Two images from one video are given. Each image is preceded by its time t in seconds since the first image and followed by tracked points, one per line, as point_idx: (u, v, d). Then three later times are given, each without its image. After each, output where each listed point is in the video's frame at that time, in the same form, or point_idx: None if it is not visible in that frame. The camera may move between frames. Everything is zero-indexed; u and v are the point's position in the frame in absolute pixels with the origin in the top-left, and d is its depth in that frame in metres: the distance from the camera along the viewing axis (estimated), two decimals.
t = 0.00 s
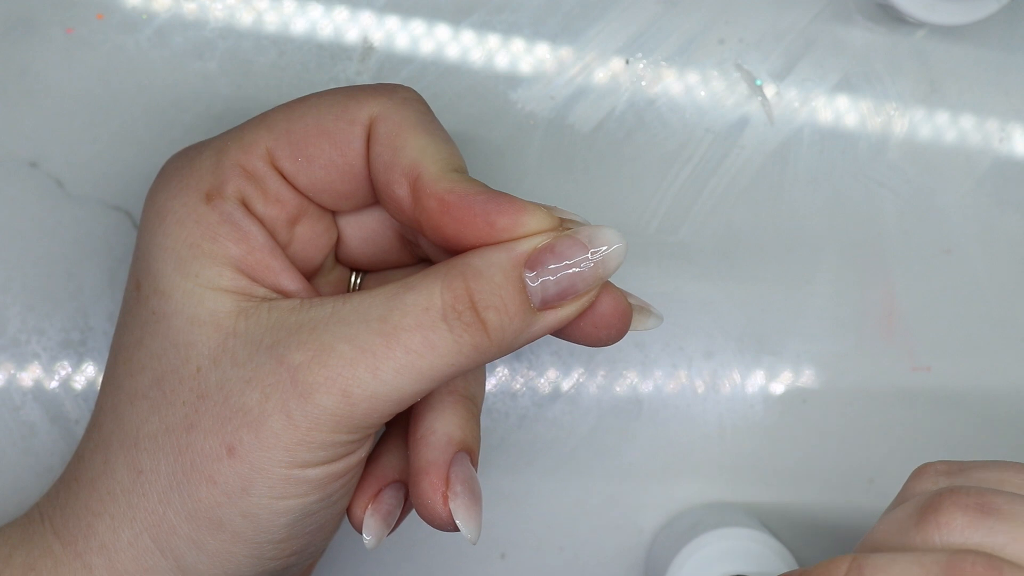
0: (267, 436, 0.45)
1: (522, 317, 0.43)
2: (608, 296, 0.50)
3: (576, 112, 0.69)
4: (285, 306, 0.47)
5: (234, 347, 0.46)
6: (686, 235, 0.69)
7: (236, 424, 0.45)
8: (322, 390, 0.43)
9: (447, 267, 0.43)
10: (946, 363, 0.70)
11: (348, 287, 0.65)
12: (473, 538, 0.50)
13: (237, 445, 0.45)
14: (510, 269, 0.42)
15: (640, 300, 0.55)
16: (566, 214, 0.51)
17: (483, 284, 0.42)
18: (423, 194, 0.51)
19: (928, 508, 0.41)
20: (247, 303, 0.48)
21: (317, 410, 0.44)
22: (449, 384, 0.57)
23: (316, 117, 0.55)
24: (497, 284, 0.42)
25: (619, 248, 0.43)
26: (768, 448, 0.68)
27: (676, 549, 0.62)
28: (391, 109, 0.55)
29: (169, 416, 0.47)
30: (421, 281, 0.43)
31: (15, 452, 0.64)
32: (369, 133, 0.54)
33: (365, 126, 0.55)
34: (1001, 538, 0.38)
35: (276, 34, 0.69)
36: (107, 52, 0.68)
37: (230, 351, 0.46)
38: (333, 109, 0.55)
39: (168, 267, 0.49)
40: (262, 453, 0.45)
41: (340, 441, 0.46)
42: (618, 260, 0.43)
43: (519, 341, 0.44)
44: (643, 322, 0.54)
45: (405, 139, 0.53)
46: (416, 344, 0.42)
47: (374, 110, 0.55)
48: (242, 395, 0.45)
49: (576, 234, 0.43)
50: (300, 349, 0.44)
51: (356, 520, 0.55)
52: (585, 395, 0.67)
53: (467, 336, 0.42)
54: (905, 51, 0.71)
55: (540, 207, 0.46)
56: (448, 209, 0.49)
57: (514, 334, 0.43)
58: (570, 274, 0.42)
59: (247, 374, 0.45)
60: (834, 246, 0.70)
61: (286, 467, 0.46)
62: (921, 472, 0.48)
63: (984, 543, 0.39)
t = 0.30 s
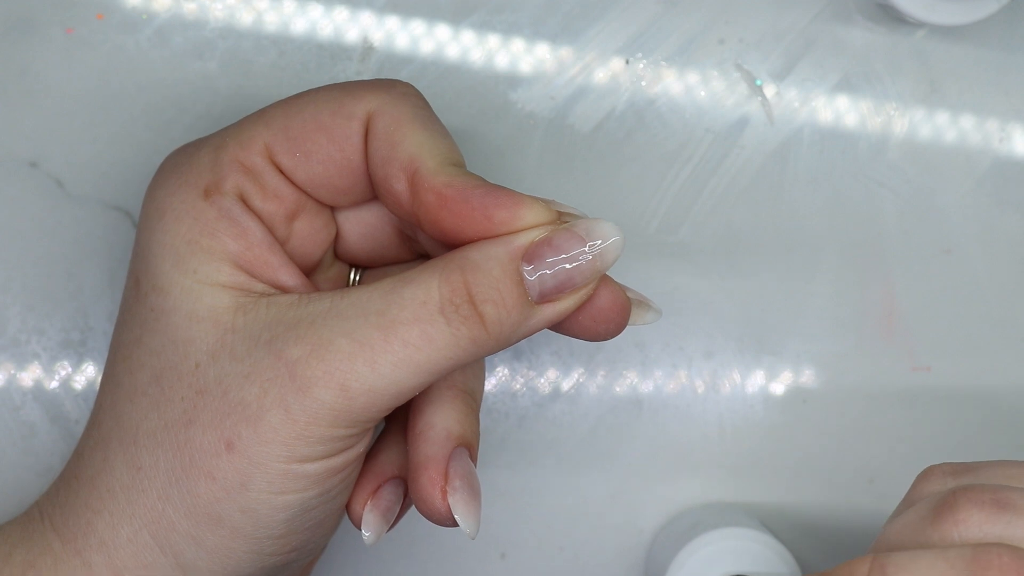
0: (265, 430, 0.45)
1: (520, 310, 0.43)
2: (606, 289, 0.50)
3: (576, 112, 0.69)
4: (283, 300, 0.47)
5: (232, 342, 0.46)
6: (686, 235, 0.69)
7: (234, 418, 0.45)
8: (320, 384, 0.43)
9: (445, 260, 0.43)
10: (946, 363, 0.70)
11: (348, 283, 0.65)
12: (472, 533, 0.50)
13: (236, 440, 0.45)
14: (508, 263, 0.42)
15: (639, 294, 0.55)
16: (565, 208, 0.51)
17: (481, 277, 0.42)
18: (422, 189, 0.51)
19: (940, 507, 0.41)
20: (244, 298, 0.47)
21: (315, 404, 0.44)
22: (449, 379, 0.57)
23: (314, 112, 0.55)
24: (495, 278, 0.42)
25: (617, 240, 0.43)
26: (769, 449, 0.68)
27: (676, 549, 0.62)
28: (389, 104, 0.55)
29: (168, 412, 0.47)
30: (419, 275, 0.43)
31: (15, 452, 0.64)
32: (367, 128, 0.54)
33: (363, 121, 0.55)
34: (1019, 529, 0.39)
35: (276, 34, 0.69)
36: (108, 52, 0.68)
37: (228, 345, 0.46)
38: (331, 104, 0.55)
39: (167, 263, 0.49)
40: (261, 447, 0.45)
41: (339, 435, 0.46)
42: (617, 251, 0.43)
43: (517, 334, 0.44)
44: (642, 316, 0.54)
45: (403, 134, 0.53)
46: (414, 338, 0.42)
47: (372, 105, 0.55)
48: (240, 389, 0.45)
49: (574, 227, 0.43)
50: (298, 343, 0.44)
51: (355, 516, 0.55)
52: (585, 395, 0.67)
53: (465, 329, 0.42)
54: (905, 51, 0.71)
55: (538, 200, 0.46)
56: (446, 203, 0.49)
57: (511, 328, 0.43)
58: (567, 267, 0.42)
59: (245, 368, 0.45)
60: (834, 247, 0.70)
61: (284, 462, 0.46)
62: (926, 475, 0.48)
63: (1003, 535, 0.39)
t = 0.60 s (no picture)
0: (264, 427, 0.45)
1: (519, 308, 0.43)
2: (605, 287, 0.50)
3: (576, 113, 0.69)
4: (282, 298, 0.47)
5: (232, 339, 0.46)
6: (686, 235, 0.69)
7: (233, 416, 0.45)
8: (319, 381, 0.43)
9: (444, 258, 0.42)
10: (947, 363, 0.70)
11: (348, 281, 0.65)
12: (472, 530, 0.50)
13: (234, 437, 0.45)
14: (507, 260, 0.42)
15: (638, 292, 0.55)
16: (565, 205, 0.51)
17: (480, 274, 0.42)
18: (422, 186, 0.51)
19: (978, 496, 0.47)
20: (244, 295, 0.48)
21: (313, 402, 0.44)
22: (449, 377, 0.57)
23: (313, 111, 0.55)
24: (494, 275, 0.42)
25: (617, 237, 0.43)
26: (769, 449, 0.68)
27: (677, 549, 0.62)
28: (389, 103, 0.55)
29: (167, 410, 0.47)
30: (418, 272, 0.43)
31: (15, 452, 0.64)
32: (367, 126, 0.54)
33: (363, 119, 0.55)
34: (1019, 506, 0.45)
35: (276, 33, 0.69)
36: (107, 52, 0.68)
37: (227, 343, 0.46)
38: (331, 102, 0.55)
39: (167, 261, 0.49)
40: (260, 445, 0.45)
41: (338, 433, 0.46)
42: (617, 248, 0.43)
43: (516, 332, 0.44)
44: (641, 315, 0.54)
45: (403, 131, 0.53)
46: (413, 335, 0.42)
47: (372, 103, 0.55)
48: (239, 387, 0.45)
49: (574, 225, 0.42)
50: (297, 341, 0.44)
51: (354, 514, 0.55)
52: (585, 395, 0.67)
53: (464, 326, 0.42)
54: (905, 51, 0.71)
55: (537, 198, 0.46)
56: (446, 201, 0.49)
57: (511, 325, 0.43)
58: (567, 265, 0.42)
59: (244, 366, 0.45)
60: (834, 247, 0.70)
61: (283, 459, 0.46)
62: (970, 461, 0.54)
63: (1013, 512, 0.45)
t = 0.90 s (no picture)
0: (264, 428, 0.45)
1: (519, 309, 0.43)
2: (603, 288, 0.50)
3: (576, 112, 0.69)
4: (281, 298, 0.47)
5: (232, 340, 0.46)
6: (686, 235, 0.69)
7: (233, 416, 0.45)
8: (318, 382, 0.43)
9: (444, 259, 0.42)
10: (947, 363, 0.70)
11: (347, 281, 0.65)
12: (470, 530, 0.50)
13: (234, 437, 0.45)
14: (507, 261, 0.42)
15: (638, 293, 0.55)
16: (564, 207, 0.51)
17: (480, 275, 0.42)
18: (422, 187, 0.51)
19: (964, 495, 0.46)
20: (243, 296, 0.47)
21: (313, 402, 0.44)
22: (449, 378, 0.57)
23: (313, 111, 0.55)
24: (494, 276, 0.42)
25: (617, 239, 0.43)
26: (769, 448, 0.68)
27: (676, 549, 0.62)
28: (389, 103, 0.55)
29: (167, 410, 0.47)
30: (418, 273, 0.43)
31: (15, 452, 0.64)
32: (367, 127, 0.55)
33: (363, 119, 0.55)
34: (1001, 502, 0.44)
35: (276, 33, 0.69)
36: (107, 52, 0.68)
37: (227, 343, 0.46)
38: (330, 102, 0.55)
39: (167, 262, 0.49)
40: (259, 445, 0.45)
41: (337, 433, 0.46)
42: (617, 250, 0.42)
43: (516, 332, 0.44)
44: (641, 316, 0.54)
45: (403, 132, 0.53)
46: (413, 336, 0.42)
47: (372, 103, 0.55)
48: (238, 387, 0.45)
49: (573, 226, 0.42)
50: (297, 341, 0.44)
51: (354, 514, 0.55)
52: (585, 395, 0.67)
53: (464, 327, 0.42)
54: (905, 51, 0.71)
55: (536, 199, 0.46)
56: (446, 202, 0.49)
57: (510, 326, 0.43)
58: (566, 266, 0.42)
59: (244, 366, 0.45)
60: (834, 247, 0.70)
61: (283, 460, 0.46)
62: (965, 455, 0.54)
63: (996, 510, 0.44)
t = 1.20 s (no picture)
0: (263, 428, 0.45)
1: (519, 309, 0.43)
2: (603, 289, 0.50)
3: (576, 112, 0.69)
4: (281, 298, 0.47)
5: (232, 340, 0.46)
6: (686, 235, 0.69)
7: (233, 416, 0.45)
8: (318, 382, 0.43)
9: (444, 259, 0.42)
10: (947, 363, 0.70)
11: (347, 281, 0.65)
12: (469, 531, 0.50)
13: (234, 437, 0.45)
14: (507, 261, 0.42)
15: (638, 294, 0.55)
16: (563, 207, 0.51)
17: (480, 275, 0.42)
18: (422, 187, 0.51)
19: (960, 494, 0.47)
20: (244, 296, 0.47)
21: (313, 402, 0.44)
22: (449, 378, 0.57)
23: (313, 112, 0.55)
24: (493, 276, 0.42)
25: (617, 239, 0.43)
26: (769, 448, 0.68)
27: (676, 549, 0.62)
28: (389, 103, 0.55)
29: (167, 410, 0.47)
30: (418, 273, 0.43)
31: (15, 452, 0.64)
32: (367, 127, 0.55)
33: (363, 119, 0.55)
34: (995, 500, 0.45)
35: (276, 33, 0.69)
36: (107, 52, 0.68)
37: (227, 343, 0.46)
38: (330, 102, 0.55)
39: (167, 262, 0.49)
40: (259, 445, 0.45)
41: (337, 434, 0.46)
42: (617, 251, 0.42)
43: (516, 333, 0.44)
44: (641, 316, 0.54)
45: (403, 132, 0.53)
46: (413, 336, 0.42)
47: (372, 103, 0.55)
48: (238, 387, 0.45)
49: (573, 226, 0.42)
50: (297, 341, 0.44)
51: (354, 514, 0.55)
52: (585, 395, 0.67)
53: (464, 327, 0.42)
54: (905, 51, 0.71)
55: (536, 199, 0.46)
56: (446, 202, 0.49)
57: (510, 326, 0.43)
58: (566, 266, 0.42)
59: (244, 366, 0.45)
60: (834, 247, 0.70)
61: (283, 460, 0.46)
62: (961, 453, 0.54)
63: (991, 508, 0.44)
